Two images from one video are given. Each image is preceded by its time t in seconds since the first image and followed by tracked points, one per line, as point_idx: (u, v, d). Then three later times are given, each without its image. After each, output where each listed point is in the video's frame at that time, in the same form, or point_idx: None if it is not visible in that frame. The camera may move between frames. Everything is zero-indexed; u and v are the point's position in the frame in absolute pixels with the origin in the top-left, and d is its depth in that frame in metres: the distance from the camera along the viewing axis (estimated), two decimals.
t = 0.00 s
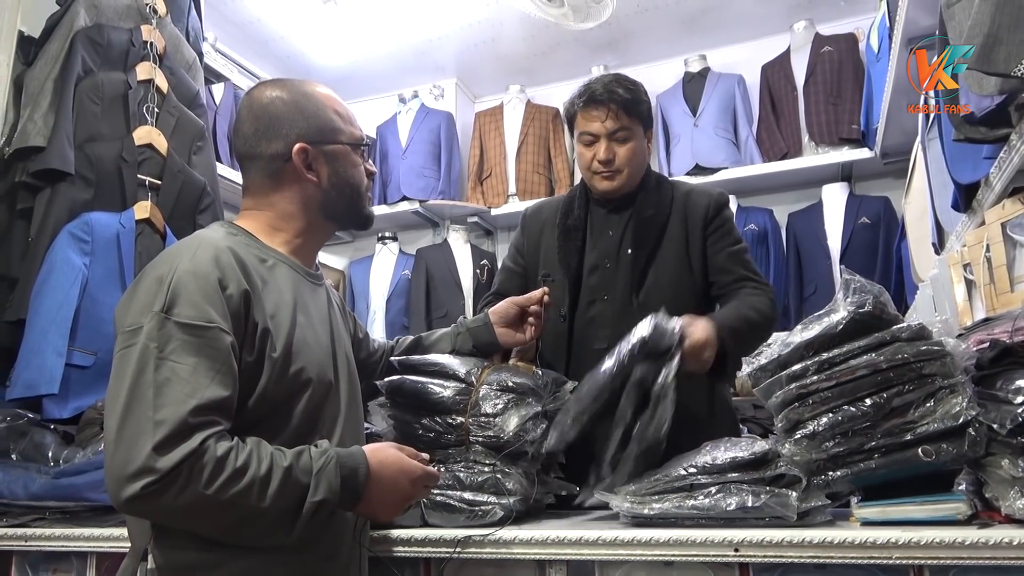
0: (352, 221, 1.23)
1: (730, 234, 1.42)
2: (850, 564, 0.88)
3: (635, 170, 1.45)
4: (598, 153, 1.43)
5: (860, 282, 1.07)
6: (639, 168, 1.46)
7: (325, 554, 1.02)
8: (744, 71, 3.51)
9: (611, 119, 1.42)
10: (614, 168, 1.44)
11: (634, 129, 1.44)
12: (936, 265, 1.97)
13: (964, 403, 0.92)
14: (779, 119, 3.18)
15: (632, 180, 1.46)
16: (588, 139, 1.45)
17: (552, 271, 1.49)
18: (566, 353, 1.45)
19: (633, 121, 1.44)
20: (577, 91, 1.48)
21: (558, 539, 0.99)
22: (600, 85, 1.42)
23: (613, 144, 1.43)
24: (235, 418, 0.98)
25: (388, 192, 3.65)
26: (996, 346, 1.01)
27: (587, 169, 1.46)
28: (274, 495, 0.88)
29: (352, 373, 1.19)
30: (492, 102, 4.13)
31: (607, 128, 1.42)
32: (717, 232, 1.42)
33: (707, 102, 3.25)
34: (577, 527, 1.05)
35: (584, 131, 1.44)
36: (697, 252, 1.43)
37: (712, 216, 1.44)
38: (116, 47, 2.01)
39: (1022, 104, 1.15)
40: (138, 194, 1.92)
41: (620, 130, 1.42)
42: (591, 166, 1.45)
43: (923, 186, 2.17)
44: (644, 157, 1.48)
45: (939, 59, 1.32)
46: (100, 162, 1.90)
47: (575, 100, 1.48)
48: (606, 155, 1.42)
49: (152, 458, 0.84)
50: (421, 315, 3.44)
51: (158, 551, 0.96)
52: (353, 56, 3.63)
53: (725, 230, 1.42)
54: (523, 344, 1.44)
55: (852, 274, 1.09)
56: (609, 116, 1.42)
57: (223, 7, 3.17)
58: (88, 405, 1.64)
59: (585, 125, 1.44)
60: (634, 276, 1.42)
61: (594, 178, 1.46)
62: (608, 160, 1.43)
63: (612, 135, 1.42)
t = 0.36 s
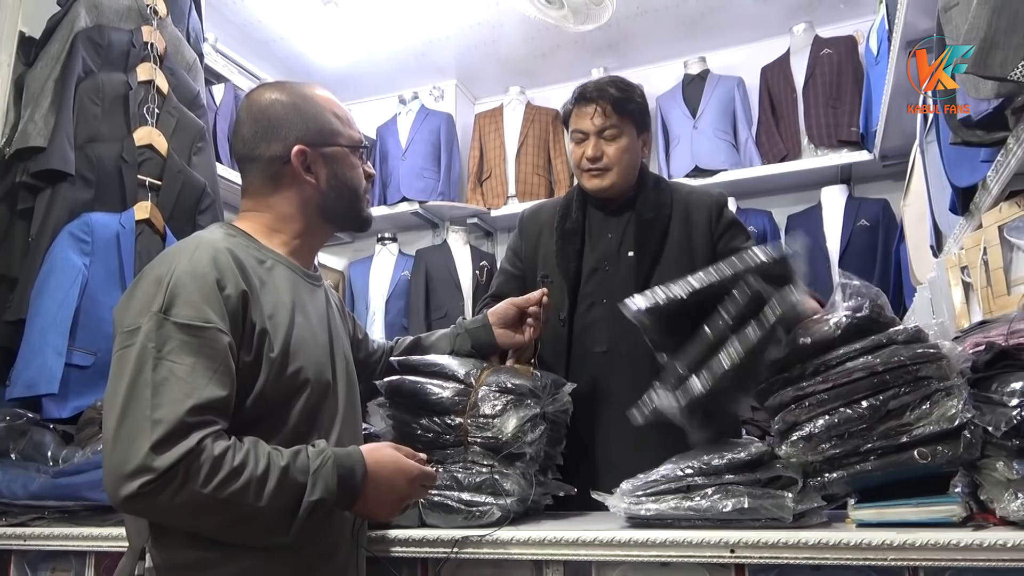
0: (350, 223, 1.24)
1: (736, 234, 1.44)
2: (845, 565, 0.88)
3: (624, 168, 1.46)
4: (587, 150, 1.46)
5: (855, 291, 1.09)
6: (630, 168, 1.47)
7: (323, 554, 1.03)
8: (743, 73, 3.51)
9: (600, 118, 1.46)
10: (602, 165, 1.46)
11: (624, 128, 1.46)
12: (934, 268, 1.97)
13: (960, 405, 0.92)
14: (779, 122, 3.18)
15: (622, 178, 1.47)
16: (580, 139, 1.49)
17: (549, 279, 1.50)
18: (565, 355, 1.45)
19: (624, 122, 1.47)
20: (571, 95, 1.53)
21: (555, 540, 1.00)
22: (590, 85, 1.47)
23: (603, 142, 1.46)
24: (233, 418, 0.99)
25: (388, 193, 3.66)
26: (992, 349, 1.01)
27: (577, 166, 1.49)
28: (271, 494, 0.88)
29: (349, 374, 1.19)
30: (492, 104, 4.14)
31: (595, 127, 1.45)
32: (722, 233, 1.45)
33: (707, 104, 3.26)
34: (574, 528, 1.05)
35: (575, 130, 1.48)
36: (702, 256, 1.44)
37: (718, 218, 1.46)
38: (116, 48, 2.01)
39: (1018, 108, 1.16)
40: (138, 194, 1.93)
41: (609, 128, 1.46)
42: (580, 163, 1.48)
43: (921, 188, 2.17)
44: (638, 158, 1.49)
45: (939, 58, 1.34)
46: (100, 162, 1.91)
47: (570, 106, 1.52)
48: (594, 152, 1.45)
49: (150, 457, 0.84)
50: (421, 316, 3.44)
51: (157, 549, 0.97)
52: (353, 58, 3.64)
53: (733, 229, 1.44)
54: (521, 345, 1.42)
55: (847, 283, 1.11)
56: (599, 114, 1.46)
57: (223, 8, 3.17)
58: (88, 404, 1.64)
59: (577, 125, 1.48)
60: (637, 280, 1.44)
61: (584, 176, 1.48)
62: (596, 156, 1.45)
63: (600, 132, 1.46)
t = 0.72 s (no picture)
0: (341, 224, 1.24)
1: (728, 235, 1.46)
2: (834, 565, 0.89)
3: (609, 159, 1.47)
4: (574, 140, 1.50)
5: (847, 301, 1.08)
6: (616, 161, 1.48)
7: (314, 554, 1.03)
8: (736, 76, 3.53)
9: (588, 112, 1.51)
10: (587, 155, 1.48)
11: (611, 121, 1.50)
12: (924, 270, 1.99)
13: (949, 408, 0.93)
14: (771, 124, 3.20)
15: (606, 169, 1.47)
16: (570, 132, 1.53)
17: (544, 276, 1.51)
18: (558, 356, 1.46)
19: (612, 117, 1.51)
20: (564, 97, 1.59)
21: (546, 540, 1.00)
22: (580, 80, 1.53)
23: (589, 134, 1.50)
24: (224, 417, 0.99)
25: (381, 194, 3.66)
26: (979, 351, 1.02)
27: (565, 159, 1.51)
28: (262, 492, 0.88)
29: (341, 373, 1.19)
30: (486, 105, 4.14)
31: (584, 119, 1.50)
32: (715, 235, 1.46)
33: (700, 106, 3.27)
34: (565, 529, 1.05)
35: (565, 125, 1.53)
36: (694, 255, 1.45)
37: (709, 220, 1.48)
38: (109, 48, 2.01)
39: (1005, 112, 1.17)
40: (131, 194, 1.93)
41: (596, 120, 1.50)
42: (568, 156, 1.51)
43: (912, 192, 2.19)
44: (626, 155, 1.51)
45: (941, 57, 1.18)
46: (92, 162, 1.90)
47: (564, 103, 1.58)
48: (580, 142, 1.49)
49: (141, 455, 0.84)
50: (414, 317, 3.45)
51: (148, 548, 0.97)
52: (347, 58, 3.63)
53: (725, 232, 1.45)
54: (509, 344, 1.41)
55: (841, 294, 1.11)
56: (587, 108, 1.51)
57: (217, 8, 3.17)
58: (79, 405, 1.64)
59: (568, 120, 1.53)
60: (632, 279, 1.45)
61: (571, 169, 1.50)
62: (582, 146, 1.48)
63: (587, 125, 1.50)
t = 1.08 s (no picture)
0: (331, 223, 1.24)
1: (723, 234, 1.47)
2: (827, 565, 0.90)
3: (599, 157, 1.48)
4: (565, 140, 1.51)
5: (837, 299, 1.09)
6: (608, 157, 1.49)
7: (307, 556, 1.02)
8: (729, 77, 3.54)
9: (577, 110, 1.52)
10: (578, 153, 1.48)
11: (601, 119, 1.51)
12: (915, 271, 2.00)
13: (939, 407, 0.94)
14: (763, 125, 3.21)
15: (599, 166, 1.48)
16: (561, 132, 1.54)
17: (540, 278, 1.52)
18: (556, 359, 1.46)
19: (601, 114, 1.52)
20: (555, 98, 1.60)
21: (540, 541, 1.00)
22: (569, 80, 1.54)
23: (580, 132, 1.51)
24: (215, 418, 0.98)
25: (374, 195, 3.65)
26: (970, 350, 1.02)
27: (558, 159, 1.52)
28: (254, 493, 0.88)
29: (333, 372, 1.19)
30: (479, 106, 4.14)
31: (573, 118, 1.51)
32: (710, 234, 1.47)
33: (692, 107, 3.28)
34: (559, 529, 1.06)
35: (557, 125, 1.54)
36: (689, 253, 1.46)
37: (705, 217, 1.49)
38: (101, 48, 2.00)
39: (996, 114, 1.18)
40: (122, 195, 1.90)
41: (586, 118, 1.51)
42: (560, 155, 1.51)
43: (903, 193, 2.20)
44: (617, 152, 1.52)
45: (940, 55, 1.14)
46: (84, 162, 1.89)
47: (553, 105, 1.59)
48: (571, 141, 1.50)
49: (131, 456, 0.84)
50: (407, 318, 3.44)
51: (139, 550, 0.96)
52: (339, 59, 3.63)
53: (721, 230, 1.47)
54: (502, 346, 1.41)
55: (831, 293, 1.11)
56: (577, 106, 1.52)
57: (209, 8, 3.16)
58: (71, 407, 1.62)
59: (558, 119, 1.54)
60: (631, 276, 1.45)
61: (565, 168, 1.51)
62: (572, 145, 1.49)
63: (578, 123, 1.51)
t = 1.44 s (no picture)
0: (327, 223, 1.24)
1: (723, 234, 1.48)
2: (823, 566, 0.90)
3: (606, 159, 1.48)
4: (572, 141, 1.51)
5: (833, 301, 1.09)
6: (614, 160, 1.49)
7: (302, 557, 1.02)
8: (726, 79, 3.55)
9: (586, 112, 1.52)
10: (585, 155, 1.48)
11: (610, 121, 1.51)
12: (911, 273, 2.01)
13: (935, 408, 0.94)
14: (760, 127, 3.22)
15: (604, 168, 1.48)
16: (569, 133, 1.54)
17: (541, 279, 1.51)
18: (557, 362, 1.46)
19: (610, 116, 1.52)
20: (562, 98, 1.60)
21: (536, 542, 1.00)
22: (579, 80, 1.54)
23: (588, 134, 1.51)
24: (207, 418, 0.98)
25: (371, 195, 3.65)
26: (965, 353, 1.02)
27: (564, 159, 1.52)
28: (246, 493, 0.88)
29: (328, 372, 1.19)
30: (476, 106, 4.14)
31: (582, 119, 1.51)
32: (709, 234, 1.48)
33: (689, 109, 3.29)
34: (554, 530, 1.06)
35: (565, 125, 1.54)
36: (690, 252, 1.47)
37: (705, 218, 1.49)
38: (98, 46, 1.99)
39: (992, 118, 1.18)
40: (120, 194, 1.91)
41: (594, 120, 1.50)
42: (566, 156, 1.51)
43: (899, 195, 2.21)
44: (623, 154, 1.52)
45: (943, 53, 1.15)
46: (80, 161, 1.89)
47: (562, 104, 1.59)
48: (578, 143, 1.49)
49: (124, 457, 0.83)
50: (404, 318, 3.44)
51: (132, 551, 0.96)
52: (337, 58, 3.62)
53: (720, 231, 1.48)
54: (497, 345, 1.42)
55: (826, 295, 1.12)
56: (587, 107, 1.52)
57: (207, 7, 3.15)
58: (67, 406, 1.62)
59: (566, 119, 1.54)
60: (631, 277, 1.45)
61: (570, 168, 1.51)
62: (580, 146, 1.49)
63: (586, 125, 1.51)
